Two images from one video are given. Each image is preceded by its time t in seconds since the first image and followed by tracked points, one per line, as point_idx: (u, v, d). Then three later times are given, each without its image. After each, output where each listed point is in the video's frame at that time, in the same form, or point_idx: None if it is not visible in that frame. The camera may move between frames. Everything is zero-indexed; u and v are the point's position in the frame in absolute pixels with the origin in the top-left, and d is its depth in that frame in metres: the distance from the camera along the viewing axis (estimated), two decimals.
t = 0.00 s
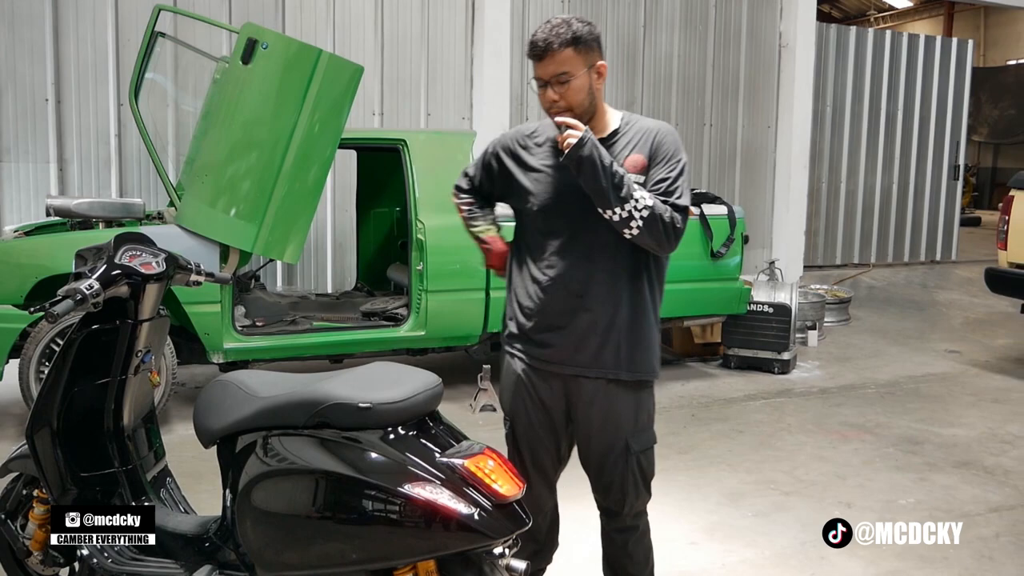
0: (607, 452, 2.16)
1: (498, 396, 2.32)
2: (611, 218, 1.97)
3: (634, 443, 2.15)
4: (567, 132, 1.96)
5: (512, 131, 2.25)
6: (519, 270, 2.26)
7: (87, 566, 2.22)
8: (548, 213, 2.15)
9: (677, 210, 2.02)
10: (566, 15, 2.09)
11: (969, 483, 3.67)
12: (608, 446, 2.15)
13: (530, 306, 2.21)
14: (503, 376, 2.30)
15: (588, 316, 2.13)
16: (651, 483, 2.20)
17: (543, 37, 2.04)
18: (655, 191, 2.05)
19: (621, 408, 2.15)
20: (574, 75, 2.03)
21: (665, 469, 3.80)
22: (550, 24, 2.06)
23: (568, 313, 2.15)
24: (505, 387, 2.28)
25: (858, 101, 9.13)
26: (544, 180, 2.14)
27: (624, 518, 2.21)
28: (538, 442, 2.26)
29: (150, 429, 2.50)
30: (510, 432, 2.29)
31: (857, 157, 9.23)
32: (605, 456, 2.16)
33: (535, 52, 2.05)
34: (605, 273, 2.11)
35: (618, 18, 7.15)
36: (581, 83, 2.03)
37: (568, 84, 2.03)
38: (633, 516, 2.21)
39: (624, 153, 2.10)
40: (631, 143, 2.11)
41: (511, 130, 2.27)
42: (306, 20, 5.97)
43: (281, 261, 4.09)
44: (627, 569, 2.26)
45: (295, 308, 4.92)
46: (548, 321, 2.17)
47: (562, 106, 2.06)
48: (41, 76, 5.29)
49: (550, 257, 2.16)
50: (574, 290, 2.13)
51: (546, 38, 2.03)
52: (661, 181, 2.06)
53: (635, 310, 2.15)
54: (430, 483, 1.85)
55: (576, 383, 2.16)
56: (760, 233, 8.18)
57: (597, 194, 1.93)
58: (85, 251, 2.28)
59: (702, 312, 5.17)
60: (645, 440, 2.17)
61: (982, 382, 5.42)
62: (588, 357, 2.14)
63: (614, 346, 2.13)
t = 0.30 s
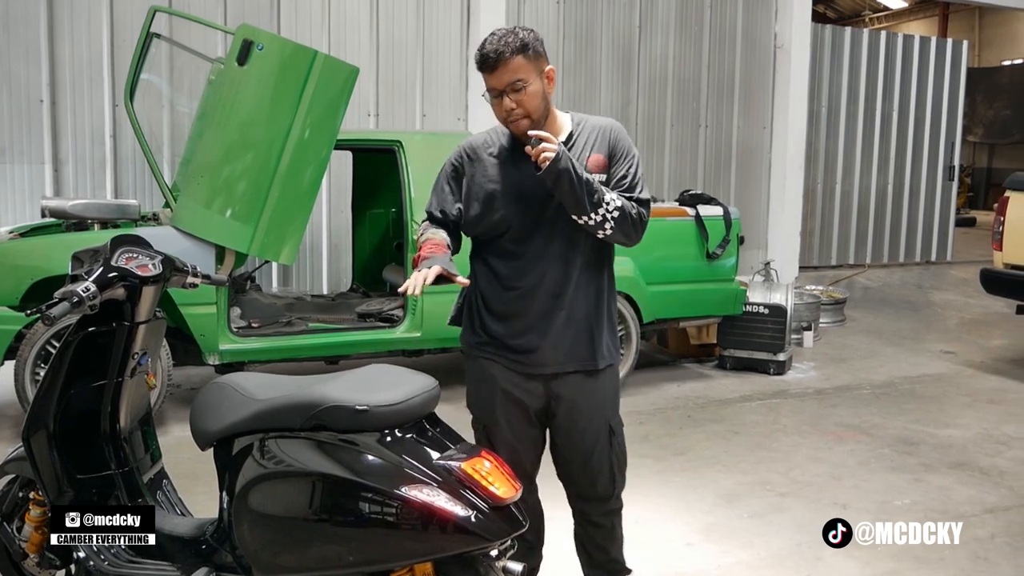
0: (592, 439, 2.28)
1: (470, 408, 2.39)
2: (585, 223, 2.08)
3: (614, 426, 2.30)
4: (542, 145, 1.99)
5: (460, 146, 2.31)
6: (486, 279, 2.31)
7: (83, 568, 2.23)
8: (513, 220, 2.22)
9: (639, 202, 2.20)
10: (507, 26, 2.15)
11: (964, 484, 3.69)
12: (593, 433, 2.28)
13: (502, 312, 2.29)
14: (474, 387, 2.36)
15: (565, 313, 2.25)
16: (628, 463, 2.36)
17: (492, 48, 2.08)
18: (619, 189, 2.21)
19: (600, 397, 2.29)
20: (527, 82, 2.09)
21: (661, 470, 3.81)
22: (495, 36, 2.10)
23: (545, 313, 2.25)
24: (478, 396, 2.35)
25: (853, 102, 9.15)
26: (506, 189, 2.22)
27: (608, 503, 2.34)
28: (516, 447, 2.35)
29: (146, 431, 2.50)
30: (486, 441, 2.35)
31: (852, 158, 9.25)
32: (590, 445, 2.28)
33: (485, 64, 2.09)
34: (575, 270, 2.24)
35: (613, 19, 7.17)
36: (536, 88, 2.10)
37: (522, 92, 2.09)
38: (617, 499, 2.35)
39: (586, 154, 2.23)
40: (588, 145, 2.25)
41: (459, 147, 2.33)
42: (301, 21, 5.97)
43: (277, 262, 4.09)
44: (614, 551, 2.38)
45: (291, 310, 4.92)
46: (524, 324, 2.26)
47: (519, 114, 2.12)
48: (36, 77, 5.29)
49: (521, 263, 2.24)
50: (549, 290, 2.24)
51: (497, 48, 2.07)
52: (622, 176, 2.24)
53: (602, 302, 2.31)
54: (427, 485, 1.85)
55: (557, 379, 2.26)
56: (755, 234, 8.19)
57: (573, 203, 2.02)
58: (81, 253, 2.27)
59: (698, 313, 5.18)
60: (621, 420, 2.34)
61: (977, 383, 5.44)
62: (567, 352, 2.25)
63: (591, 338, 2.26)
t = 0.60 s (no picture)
0: (587, 429, 2.41)
1: (468, 408, 2.42)
2: (580, 216, 2.19)
3: (606, 418, 2.44)
4: (547, 140, 2.08)
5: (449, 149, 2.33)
6: (480, 279, 2.34)
7: (83, 570, 2.23)
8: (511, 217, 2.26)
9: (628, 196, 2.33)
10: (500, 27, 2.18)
11: (963, 485, 3.69)
12: (588, 423, 2.41)
13: (499, 310, 2.32)
14: (472, 387, 2.38)
15: (563, 306, 2.32)
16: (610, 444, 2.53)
17: (493, 45, 2.10)
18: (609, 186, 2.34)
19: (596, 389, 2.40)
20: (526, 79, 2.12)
21: (660, 471, 3.82)
22: (495, 34, 2.13)
23: (543, 306, 2.31)
24: (477, 396, 2.37)
25: (851, 103, 9.16)
26: (502, 186, 2.26)
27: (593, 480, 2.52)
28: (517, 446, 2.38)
29: (146, 433, 2.51)
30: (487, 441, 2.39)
31: (851, 159, 9.26)
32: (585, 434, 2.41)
33: (486, 62, 2.10)
34: (572, 263, 2.32)
35: (612, 21, 7.18)
36: (535, 86, 2.15)
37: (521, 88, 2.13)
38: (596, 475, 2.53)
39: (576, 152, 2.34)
40: (577, 143, 2.35)
41: (447, 151, 2.36)
42: (300, 23, 5.98)
43: (275, 263, 4.09)
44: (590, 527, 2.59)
45: (289, 311, 4.92)
46: (523, 321, 2.31)
47: (520, 110, 2.16)
48: (35, 79, 5.29)
49: (519, 259, 2.28)
50: (547, 283, 2.30)
51: (499, 46, 2.10)
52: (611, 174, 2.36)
53: (592, 294, 2.40)
54: (426, 488, 1.85)
55: (557, 372, 2.34)
56: (754, 235, 8.20)
57: (574, 194, 2.13)
58: (80, 255, 2.27)
59: (697, 315, 5.19)
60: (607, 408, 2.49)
61: (975, 384, 5.45)
62: (566, 343, 2.33)
63: (586, 328, 2.36)
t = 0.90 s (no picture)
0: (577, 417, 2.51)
1: (473, 400, 2.40)
2: (587, 212, 2.28)
3: (590, 408, 2.54)
4: (558, 138, 2.15)
5: (461, 149, 2.41)
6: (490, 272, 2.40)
7: (83, 570, 2.24)
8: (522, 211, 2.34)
9: (631, 196, 2.46)
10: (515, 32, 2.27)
11: (963, 485, 3.69)
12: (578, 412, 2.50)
13: (510, 302, 2.37)
14: (478, 378, 2.38)
15: (569, 299, 2.38)
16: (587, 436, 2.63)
17: (503, 44, 2.20)
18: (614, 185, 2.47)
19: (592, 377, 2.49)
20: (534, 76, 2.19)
21: (660, 471, 3.82)
22: (505, 35, 2.23)
23: (550, 300, 2.36)
24: (485, 386, 2.36)
25: (850, 103, 9.17)
26: (514, 182, 2.33)
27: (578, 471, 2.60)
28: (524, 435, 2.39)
29: (146, 433, 2.50)
30: (497, 431, 2.37)
31: (850, 159, 9.27)
32: (573, 420, 2.50)
33: (495, 60, 2.19)
34: (578, 259, 2.39)
35: (611, 21, 7.18)
36: (543, 84, 2.21)
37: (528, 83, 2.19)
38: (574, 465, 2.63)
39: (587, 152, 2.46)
40: (587, 143, 2.49)
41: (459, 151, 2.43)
42: (299, 23, 5.98)
43: (275, 263, 4.09)
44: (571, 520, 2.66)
45: (289, 311, 4.92)
46: (532, 312, 2.35)
47: (526, 106, 2.22)
48: (34, 79, 5.29)
49: (529, 253, 2.35)
50: (555, 278, 2.36)
51: (507, 45, 2.19)
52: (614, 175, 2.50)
53: (595, 291, 2.47)
54: (427, 487, 1.85)
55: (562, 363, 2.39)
56: (753, 235, 8.20)
57: (583, 189, 2.22)
58: (80, 255, 2.27)
59: (697, 315, 5.19)
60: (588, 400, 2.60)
61: (975, 384, 5.45)
62: (571, 337, 2.39)
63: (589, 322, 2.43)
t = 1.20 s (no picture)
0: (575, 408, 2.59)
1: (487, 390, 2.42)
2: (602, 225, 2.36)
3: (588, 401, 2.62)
4: (582, 153, 2.22)
5: (484, 149, 2.50)
6: (503, 271, 2.46)
7: (86, 570, 2.24)
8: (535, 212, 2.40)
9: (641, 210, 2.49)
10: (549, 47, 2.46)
11: (965, 485, 3.70)
12: (577, 402, 2.58)
13: (521, 301, 2.42)
14: (489, 370, 2.42)
15: (579, 302, 2.43)
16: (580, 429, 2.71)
17: (539, 48, 2.35)
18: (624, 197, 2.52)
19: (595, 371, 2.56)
20: (564, 79, 2.32)
21: (660, 471, 3.82)
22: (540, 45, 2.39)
23: (558, 301, 2.41)
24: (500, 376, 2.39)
25: (851, 103, 9.17)
26: (530, 184, 2.40)
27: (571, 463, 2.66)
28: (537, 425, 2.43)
29: (148, 434, 2.51)
30: (511, 419, 2.40)
31: (851, 159, 9.27)
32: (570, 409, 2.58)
33: (531, 59, 2.34)
34: (587, 263, 2.44)
35: (612, 21, 7.18)
36: (571, 88, 2.35)
37: (557, 85, 2.31)
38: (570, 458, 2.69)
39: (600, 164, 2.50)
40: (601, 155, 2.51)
41: (482, 152, 2.53)
42: (300, 23, 5.99)
43: (277, 264, 4.08)
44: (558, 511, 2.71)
45: (290, 312, 4.93)
46: (542, 312, 2.40)
47: (553, 104, 2.33)
48: (36, 79, 5.29)
49: (541, 253, 2.41)
50: (563, 279, 2.41)
51: (544, 49, 2.35)
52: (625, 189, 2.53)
53: (605, 297, 2.52)
54: (429, 488, 1.86)
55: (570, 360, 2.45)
56: (754, 235, 8.21)
57: (599, 205, 2.30)
58: (82, 256, 2.27)
59: (698, 315, 5.20)
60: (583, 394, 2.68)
61: (975, 384, 5.45)
62: (577, 339, 2.43)
63: (598, 326, 2.47)
